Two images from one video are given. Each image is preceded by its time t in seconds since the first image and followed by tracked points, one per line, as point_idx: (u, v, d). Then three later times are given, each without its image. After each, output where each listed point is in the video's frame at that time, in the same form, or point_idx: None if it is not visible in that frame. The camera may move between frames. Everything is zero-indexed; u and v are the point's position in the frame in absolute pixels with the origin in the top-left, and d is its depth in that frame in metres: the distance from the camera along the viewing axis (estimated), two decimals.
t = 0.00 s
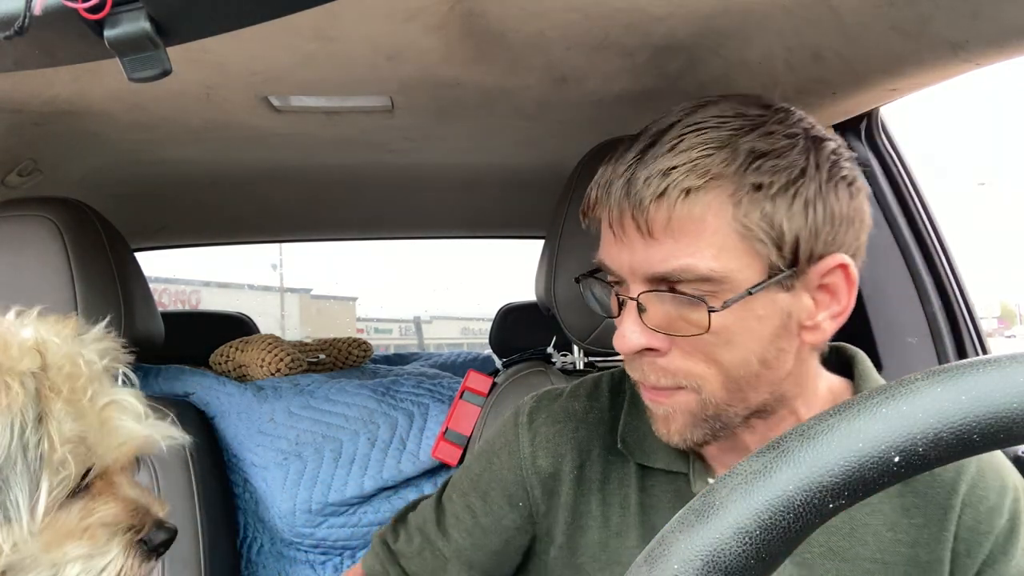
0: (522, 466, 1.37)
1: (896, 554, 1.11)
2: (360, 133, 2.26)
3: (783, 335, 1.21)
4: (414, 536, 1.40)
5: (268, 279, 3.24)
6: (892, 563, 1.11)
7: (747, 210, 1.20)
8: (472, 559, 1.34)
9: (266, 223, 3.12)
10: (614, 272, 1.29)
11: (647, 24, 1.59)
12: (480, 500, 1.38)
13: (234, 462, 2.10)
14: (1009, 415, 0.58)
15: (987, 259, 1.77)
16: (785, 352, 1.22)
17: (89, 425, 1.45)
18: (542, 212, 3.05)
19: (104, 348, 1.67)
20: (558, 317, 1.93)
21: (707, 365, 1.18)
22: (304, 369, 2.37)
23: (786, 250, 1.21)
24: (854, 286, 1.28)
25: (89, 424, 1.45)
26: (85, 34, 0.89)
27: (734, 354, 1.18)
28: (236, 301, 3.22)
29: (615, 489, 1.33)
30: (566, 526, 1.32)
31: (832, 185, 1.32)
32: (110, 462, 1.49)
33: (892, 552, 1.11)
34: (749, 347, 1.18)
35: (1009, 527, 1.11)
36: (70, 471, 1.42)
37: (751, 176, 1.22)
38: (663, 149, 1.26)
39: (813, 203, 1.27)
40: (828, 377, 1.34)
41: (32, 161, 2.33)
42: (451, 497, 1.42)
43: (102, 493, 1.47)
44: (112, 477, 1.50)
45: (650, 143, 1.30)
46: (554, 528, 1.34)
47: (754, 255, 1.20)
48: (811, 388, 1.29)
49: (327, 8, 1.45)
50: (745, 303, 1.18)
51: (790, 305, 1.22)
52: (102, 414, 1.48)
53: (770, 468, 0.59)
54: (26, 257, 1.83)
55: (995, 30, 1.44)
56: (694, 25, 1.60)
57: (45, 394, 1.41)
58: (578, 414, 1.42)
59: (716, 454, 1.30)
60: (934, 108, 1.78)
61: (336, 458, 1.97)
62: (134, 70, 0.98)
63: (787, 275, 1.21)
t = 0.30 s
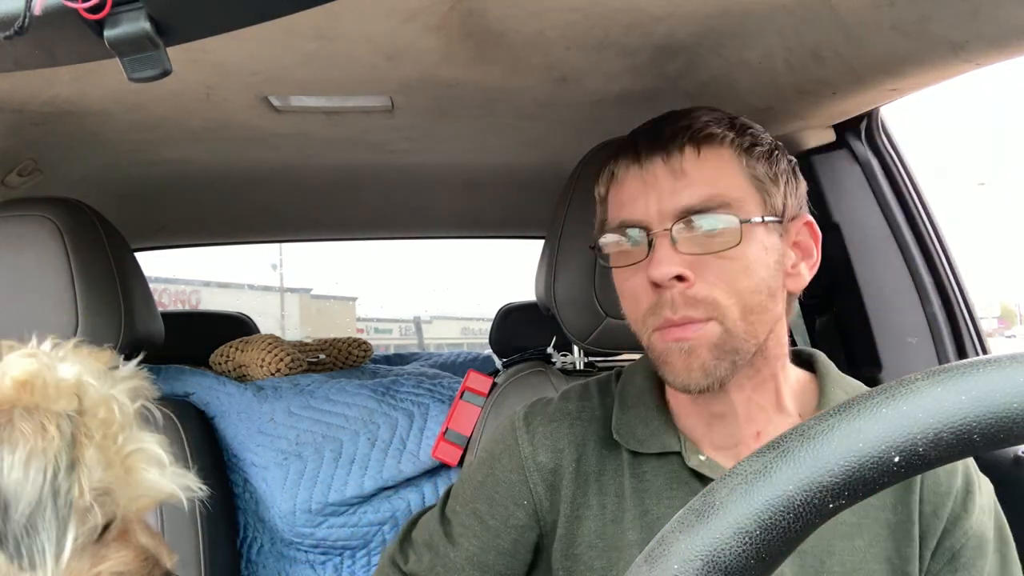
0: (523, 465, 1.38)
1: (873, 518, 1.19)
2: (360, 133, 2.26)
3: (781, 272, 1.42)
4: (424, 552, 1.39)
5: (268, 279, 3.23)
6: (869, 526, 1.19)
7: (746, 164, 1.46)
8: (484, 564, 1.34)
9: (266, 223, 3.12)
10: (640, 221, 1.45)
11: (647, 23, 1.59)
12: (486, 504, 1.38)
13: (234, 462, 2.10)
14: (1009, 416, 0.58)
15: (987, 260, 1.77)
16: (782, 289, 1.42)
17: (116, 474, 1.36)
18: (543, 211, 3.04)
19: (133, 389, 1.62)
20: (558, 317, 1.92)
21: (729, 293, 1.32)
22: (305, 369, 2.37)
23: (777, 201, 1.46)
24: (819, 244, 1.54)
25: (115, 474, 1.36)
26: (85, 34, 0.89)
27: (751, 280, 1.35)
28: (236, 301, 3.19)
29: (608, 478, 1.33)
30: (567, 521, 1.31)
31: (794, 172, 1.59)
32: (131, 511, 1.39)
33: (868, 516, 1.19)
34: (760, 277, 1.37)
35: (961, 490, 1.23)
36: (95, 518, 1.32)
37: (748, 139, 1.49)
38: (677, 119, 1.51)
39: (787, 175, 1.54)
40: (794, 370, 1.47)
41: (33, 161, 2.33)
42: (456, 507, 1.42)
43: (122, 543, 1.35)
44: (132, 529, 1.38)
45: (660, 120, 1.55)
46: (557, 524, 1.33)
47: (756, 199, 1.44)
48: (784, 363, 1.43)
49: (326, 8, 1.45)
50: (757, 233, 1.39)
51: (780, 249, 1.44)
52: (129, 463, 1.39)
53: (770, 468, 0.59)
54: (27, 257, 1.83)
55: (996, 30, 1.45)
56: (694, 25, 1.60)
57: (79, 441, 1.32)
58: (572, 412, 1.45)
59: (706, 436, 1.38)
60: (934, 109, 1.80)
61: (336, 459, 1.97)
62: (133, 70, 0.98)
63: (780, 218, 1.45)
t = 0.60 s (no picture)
0: (530, 460, 1.37)
1: (876, 506, 1.19)
2: (360, 133, 2.26)
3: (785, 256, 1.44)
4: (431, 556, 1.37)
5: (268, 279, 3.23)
6: (872, 514, 1.19)
7: (749, 154, 1.51)
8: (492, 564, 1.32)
9: (266, 222, 3.12)
10: (651, 206, 1.46)
11: (647, 23, 1.59)
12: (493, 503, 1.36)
13: (234, 462, 2.10)
14: (1010, 416, 0.58)
15: (987, 259, 1.77)
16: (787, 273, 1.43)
17: (149, 485, 1.15)
18: (543, 211, 3.04)
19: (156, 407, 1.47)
20: (558, 317, 1.92)
21: (744, 271, 1.34)
22: (304, 369, 2.37)
23: (779, 190, 1.50)
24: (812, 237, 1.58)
25: (148, 486, 1.15)
26: (85, 34, 0.89)
27: (762, 259, 1.37)
28: (236, 301, 3.17)
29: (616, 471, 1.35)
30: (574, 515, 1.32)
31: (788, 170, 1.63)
32: (155, 534, 1.17)
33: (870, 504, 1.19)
34: (771, 257, 1.39)
35: (960, 477, 1.24)
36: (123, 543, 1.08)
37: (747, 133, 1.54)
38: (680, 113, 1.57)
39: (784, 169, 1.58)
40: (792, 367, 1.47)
41: (32, 161, 2.33)
42: (462, 508, 1.40)
43: (150, 561, 1.13)
44: (155, 547, 1.15)
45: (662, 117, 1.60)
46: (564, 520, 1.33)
47: (761, 185, 1.47)
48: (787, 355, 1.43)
49: (327, 8, 1.45)
50: (763, 214, 1.42)
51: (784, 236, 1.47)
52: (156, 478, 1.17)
53: (770, 468, 0.59)
54: (26, 256, 1.83)
55: (996, 30, 1.44)
56: (694, 25, 1.60)
57: (113, 459, 1.09)
58: (576, 407, 1.45)
59: (710, 431, 1.39)
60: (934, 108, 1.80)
61: (336, 459, 1.97)
62: (134, 70, 0.98)
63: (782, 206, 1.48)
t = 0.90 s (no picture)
0: (525, 457, 1.38)
1: (868, 506, 1.20)
2: (360, 133, 2.26)
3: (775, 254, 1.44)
4: (431, 556, 1.37)
5: (268, 279, 3.22)
6: (864, 514, 1.19)
7: (737, 153, 1.51)
8: (490, 562, 1.32)
9: (266, 222, 3.12)
10: (638, 206, 1.47)
11: (647, 24, 1.59)
12: (490, 501, 1.37)
13: (234, 462, 2.10)
14: (1009, 416, 0.58)
15: (987, 259, 1.77)
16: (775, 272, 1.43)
17: (150, 484, 1.12)
18: (543, 211, 3.04)
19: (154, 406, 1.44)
20: (558, 317, 1.92)
21: (732, 272, 1.34)
22: (304, 369, 2.37)
23: (767, 190, 1.50)
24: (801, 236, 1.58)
25: (149, 485, 1.12)
26: (84, 34, 0.89)
27: (751, 259, 1.37)
28: (236, 301, 3.18)
29: (610, 469, 1.35)
30: (568, 513, 1.32)
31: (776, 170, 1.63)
32: (157, 532, 1.14)
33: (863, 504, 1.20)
34: (760, 257, 1.39)
35: (956, 475, 1.24)
36: (127, 543, 1.06)
37: (735, 132, 1.54)
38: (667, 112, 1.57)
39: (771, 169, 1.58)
40: (786, 365, 1.47)
41: (32, 160, 2.32)
42: (459, 507, 1.40)
43: (152, 560, 1.11)
44: (157, 546, 1.13)
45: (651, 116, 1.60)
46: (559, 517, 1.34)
47: (748, 184, 1.47)
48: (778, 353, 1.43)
49: (327, 8, 1.45)
50: (751, 212, 1.42)
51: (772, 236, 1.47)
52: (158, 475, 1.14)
53: (770, 468, 0.59)
54: (26, 255, 1.83)
55: (996, 29, 1.44)
56: (694, 25, 1.60)
57: (115, 458, 1.05)
58: (571, 404, 1.46)
59: (701, 431, 1.39)
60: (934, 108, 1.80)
61: (336, 458, 1.97)
62: (134, 70, 0.98)
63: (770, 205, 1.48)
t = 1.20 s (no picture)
0: (524, 458, 1.38)
1: (865, 508, 1.20)
2: (360, 133, 2.26)
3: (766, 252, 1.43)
4: (432, 557, 1.37)
5: (268, 279, 3.22)
6: (861, 515, 1.20)
7: (726, 152, 1.50)
8: (490, 563, 1.32)
9: (266, 222, 3.12)
10: (627, 210, 1.47)
11: (648, 24, 1.59)
12: (490, 502, 1.37)
13: (234, 462, 2.10)
14: (1009, 415, 0.58)
15: (986, 259, 1.77)
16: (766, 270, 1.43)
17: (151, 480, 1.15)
18: (543, 211, 3.04)
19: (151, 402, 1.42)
20: (558, 317, 1.92)
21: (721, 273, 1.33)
22: (304, 369, 2.37)
23: (758, 189, 1.49)
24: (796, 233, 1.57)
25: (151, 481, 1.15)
26: (85, 34, 0.89)
27: (739, 259, 1.37)
28: (236, 301, 3.18)
29: (608, 470, 1.35)
30: (568, 514, 1.32)
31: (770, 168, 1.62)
32: (161, 525, 1.17)
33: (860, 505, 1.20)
34: (749, 256, 1.39)
35: (956, 475, 1.24)
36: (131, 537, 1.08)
37: (725, 131, 1.53)
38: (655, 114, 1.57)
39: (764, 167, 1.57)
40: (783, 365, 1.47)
41: (32, 160, 2.32)
42: (459, 509, 1.40)
43: (157, 553, 1.13)
44: (160, 540, 1.15)
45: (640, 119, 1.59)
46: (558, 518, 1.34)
47: (738, 183, 1.47)
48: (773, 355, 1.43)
49: (327, 8, 1.45)
50: (740, 211, 1.42)
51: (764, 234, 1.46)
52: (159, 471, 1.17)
53: (770, 468, 0.59)
54: (26, 255, 1.83)
55: (996, 29, 1.44)
56: (694, 25, 1.60)
57: (118, 454, 1.08)
58: (570, 405, 1.46)
59: (697, 431, 1.39)
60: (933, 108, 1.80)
61: (336, 459, 1.97)
62: (134, 70, 0.98)
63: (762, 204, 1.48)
